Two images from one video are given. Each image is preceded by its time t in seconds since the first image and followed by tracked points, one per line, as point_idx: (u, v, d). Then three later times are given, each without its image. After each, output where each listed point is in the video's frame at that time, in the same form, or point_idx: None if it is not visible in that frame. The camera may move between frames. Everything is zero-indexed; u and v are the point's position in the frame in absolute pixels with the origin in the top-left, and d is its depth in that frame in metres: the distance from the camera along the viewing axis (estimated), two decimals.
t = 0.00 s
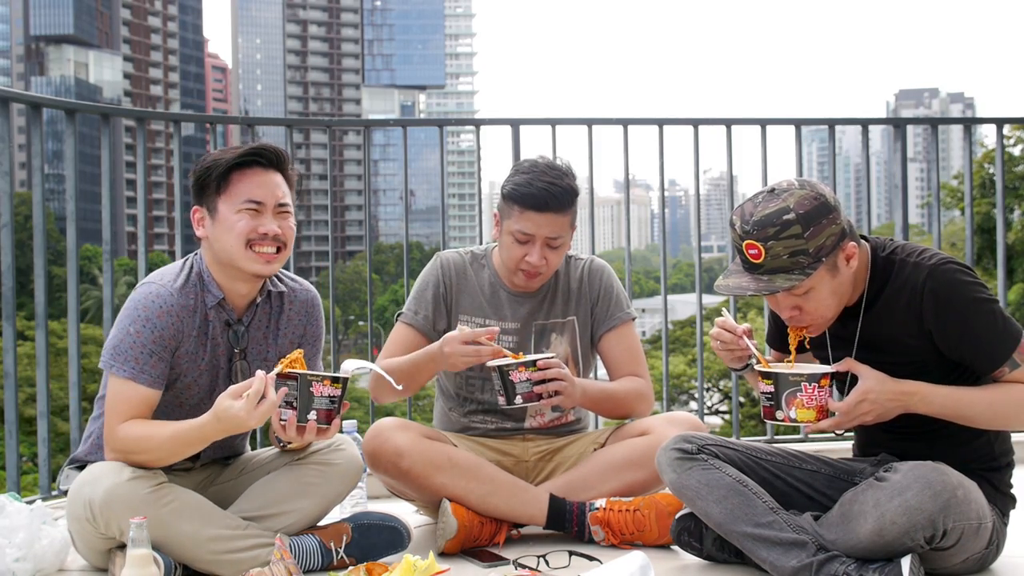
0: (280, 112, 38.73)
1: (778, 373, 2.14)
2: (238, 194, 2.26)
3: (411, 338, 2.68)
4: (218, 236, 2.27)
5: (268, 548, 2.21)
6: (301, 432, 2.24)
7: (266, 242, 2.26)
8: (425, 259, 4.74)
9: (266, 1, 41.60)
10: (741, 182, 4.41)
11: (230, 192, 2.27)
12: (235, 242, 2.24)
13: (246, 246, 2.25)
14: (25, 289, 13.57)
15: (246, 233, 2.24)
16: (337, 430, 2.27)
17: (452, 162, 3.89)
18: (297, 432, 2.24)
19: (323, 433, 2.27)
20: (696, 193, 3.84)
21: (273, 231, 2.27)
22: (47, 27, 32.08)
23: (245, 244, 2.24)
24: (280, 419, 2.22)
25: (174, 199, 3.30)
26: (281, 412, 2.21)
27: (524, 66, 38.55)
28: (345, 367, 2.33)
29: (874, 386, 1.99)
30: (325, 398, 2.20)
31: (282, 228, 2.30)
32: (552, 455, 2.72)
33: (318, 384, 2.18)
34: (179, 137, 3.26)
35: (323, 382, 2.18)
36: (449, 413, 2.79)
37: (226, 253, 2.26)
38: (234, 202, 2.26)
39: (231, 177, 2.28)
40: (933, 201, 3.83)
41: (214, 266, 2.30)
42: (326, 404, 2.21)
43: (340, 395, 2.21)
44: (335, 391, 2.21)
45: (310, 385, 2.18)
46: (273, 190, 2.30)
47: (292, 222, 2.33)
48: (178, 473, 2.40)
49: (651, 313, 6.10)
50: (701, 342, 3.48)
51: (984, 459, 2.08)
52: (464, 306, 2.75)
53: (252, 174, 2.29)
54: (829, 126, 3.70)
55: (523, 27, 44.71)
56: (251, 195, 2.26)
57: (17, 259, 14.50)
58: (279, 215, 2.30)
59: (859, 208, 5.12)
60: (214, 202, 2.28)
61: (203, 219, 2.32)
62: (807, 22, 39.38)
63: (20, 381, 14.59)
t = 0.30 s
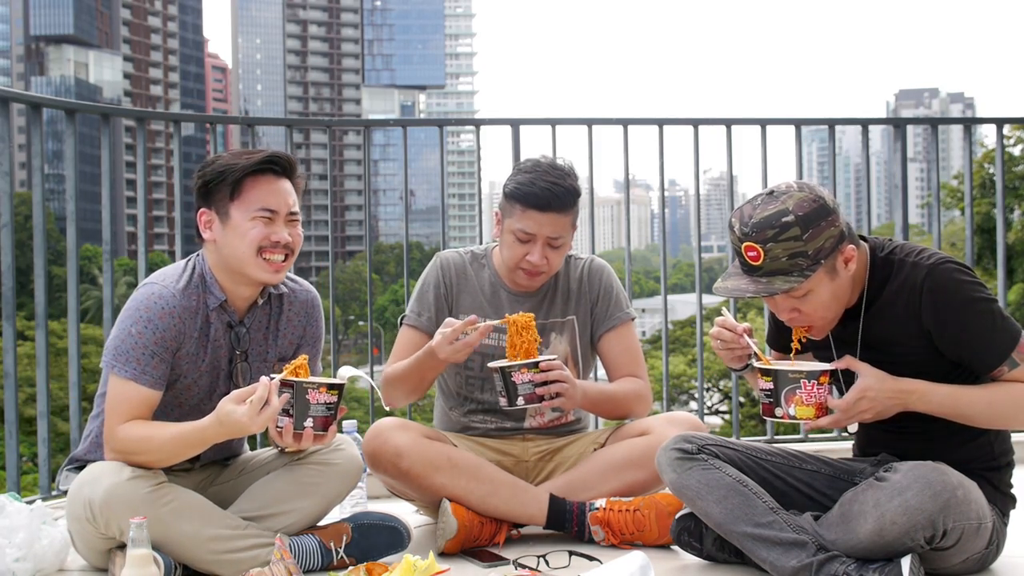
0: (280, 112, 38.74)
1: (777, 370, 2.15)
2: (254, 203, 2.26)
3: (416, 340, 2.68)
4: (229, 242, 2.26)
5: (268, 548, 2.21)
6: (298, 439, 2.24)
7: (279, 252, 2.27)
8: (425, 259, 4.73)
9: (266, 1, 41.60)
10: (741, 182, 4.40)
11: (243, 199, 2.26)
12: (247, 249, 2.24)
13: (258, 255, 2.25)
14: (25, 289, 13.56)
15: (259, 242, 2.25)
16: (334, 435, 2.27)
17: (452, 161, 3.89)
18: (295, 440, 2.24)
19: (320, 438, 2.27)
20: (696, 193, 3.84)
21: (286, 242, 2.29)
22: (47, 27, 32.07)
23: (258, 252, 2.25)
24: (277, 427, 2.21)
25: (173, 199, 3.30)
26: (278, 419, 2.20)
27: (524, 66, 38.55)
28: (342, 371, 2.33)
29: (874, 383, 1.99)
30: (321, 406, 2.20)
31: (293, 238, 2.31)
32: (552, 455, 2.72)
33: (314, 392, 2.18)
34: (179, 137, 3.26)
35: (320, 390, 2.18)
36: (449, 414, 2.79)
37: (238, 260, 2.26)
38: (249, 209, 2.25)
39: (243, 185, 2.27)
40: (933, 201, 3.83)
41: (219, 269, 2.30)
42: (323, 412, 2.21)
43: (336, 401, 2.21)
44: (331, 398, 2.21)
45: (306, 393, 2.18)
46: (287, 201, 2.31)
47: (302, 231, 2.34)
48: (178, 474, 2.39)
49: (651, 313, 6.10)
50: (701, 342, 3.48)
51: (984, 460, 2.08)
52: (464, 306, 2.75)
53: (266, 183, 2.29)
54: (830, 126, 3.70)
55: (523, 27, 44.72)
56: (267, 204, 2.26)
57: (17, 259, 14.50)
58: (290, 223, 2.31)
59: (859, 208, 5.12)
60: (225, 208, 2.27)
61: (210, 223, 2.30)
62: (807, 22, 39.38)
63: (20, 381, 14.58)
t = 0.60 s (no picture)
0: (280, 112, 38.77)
1: (757, 401, 2.07)
2: (259, 248, 2.15)
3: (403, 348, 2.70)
4: (231, 277, 2.22)
5: (268, 548, 2.21)
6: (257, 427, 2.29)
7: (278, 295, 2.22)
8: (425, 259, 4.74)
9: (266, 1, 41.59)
10: (741, 182, 4.40)
11: (248, 239, 2.16)
12: (244, 295, 2.21)
13: (257, 300, 2.21)
14: (25, 289, 13.57)
15: (259, 288, 2.19)
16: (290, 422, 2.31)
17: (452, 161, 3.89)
18: (252, 424, 2.29)
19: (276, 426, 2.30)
20: (696, 193, 3.84)
21: (288, 287, 2.20)
22: (47, 27, 32.08)
23: (258, 297, 2.21)
24: (235, 415, 2.29)
25: (173, 200, 3.30)
26: (236, 409, 2.28)
27: (524, 66, 38.57)
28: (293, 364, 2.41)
29: (857, 410, 2.00)
30: (274, 393, 2.26)
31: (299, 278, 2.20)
32: (552, 456, 2.72)
33: (264, 382, 2.24)
34: (179, 137, 3.26)
35: (270, 379, 2.24)
36: (449, 418, 2.79)
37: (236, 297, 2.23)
38: (254, 254, 2.16)
39: (252, 219, 2.16)
40: (933, 201, 3.83)
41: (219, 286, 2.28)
42: (276, 399, 2.27)
43: (288, 388, 2.28)
44: (282, 386, 2.27)
45: (257, 383, 2.24)
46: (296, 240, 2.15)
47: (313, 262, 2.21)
48: (178, 476, 2.39)
49: (651, 313, 6.10)
50: (701, 342, 3.48)
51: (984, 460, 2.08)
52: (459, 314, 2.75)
53: (276, 218, 2.16)
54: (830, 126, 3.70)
55: (524, 27, 44.72)
56: (269, 251, 2.14)
57: (18, 259, 14.51)
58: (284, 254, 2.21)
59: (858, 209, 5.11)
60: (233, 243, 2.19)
61: (221, 244, 2.23)
62: (807, 21, 39.38)
63: (20, 381, 14.55)
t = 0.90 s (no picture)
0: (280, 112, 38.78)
1: (755, 392, 2.10)
2: (253, 238, 2.14)
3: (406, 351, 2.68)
4: (228, 274, 2.21)
5: (268, 548, 2.21)
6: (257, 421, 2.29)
7: (277, 287, 2.21)
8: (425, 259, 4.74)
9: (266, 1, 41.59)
10: (741, 182, 4.40)
11: (243, 231, 2.15)
12: (243, 290, 2.20)
13: (256, 295, 2.21)
14: (25, 289, 13.57)
15: (257, 281, 2.18)
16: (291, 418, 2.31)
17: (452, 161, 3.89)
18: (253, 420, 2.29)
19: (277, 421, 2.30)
20: (696, 193, 3.84)
21: (286, 276, 2.19)
22: (48, 27, 32.07)
23: (258, 290, 2.20)
24: (237, 411, 2.28)
25: (173, 200, 3.30)
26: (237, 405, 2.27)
27: (524, 66, 38.57)
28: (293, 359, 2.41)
29: (852, 408, 2.01)
30: (273, 387, 2.25)
31: (296, 265, 2.19)
32: (552, 456, 2.73)
33: (264, 375, 2.23)
34: (179, 137, 3.26)
35: (270, 373, 2.24)
36: (450, 418, 2.79)
37: (235, 292, 2.22)
38: (249, 245, 2.15)
39: (246, 212, 2.16)
40: (933, 201, 3.83)
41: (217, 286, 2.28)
42: (276, 393, 2.26)
43: (287, 382, 2.27)
44: (282, 380, 2.26)
45: (256, 377, 2.23)
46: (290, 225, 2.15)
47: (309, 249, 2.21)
48: (178, 476, 2.39)
49: (650, 313, 6.09)
50: (701, 343, 3.48)
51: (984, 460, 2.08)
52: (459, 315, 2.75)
53: (269, 208, 2.16)
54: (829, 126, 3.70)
55: (524, 27, 44.71)
56: (264, 239, 2.13)
57: (18, 259, 14.50)
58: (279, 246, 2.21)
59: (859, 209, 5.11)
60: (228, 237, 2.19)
61: (217, 241, 2.23)
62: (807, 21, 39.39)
63: (20, 381, 14.54)
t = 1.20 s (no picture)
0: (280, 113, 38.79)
1: (759, 377, 2.12)
2: (245, 235, 2.13)
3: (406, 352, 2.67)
4: (222, 271, 2.22)
5: (269, 548, 2.21)
6: (252, 423, 2.27)
7: (271, 284, 2.20)
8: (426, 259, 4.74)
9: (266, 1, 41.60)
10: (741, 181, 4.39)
11: (234, 229, 2.15)
12: (237, 287, 2.20)
13: (250, 291, 2.20)
14: (25, 289, 13.57)
15: (250, 278, 2.17)
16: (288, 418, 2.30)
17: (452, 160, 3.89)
18: (248, 421, 2.27)
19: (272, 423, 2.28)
20: (696, 193, 3.84)
21: (279, 273, 2.18)
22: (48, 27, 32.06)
23: (252, 288, 2.19)
24: (231, 412, 2.27)
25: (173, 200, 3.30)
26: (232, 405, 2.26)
27: (524, 67, 38.58)
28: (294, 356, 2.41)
29: (855, 398, 2.00)
30: (269, 390, 2.24)
31: (290, 262, 2.18)
32: (553, 456, 2.73)
33: (259, 378, 2.23)
34: (180, 137, 3.26)
35: (266, 375, 2.23)
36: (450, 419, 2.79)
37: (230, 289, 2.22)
38: (240, 243, 2.15)
39: (237, 210, 2.15)
40: (933, 200, 3.83)
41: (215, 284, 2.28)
42: (272, 396, 2.25)
43: (283, 385, 2.26)
44: (277, 382, 2.25)
45: (252, 379, 2.23)
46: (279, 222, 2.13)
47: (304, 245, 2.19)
48: (178, 476, 2.39)
49: (651, 313, 6.09)
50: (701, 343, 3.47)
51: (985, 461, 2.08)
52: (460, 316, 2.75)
53: (261, 206, 2.14)
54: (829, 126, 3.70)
55: (524, 27, 44.71)
56: (253, 236, 2.12)
57: (18, 258, 14.49)
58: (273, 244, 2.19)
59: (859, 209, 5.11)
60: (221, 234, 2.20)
61: (213, 237, 2.25)
62: (807, 21, 39.39)
63: (20, 381, 14.55)
